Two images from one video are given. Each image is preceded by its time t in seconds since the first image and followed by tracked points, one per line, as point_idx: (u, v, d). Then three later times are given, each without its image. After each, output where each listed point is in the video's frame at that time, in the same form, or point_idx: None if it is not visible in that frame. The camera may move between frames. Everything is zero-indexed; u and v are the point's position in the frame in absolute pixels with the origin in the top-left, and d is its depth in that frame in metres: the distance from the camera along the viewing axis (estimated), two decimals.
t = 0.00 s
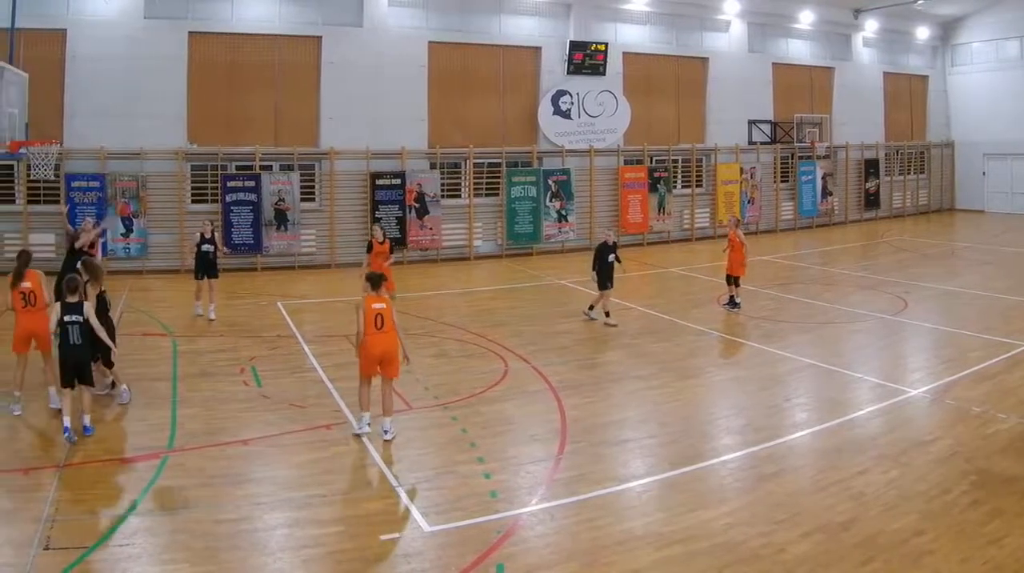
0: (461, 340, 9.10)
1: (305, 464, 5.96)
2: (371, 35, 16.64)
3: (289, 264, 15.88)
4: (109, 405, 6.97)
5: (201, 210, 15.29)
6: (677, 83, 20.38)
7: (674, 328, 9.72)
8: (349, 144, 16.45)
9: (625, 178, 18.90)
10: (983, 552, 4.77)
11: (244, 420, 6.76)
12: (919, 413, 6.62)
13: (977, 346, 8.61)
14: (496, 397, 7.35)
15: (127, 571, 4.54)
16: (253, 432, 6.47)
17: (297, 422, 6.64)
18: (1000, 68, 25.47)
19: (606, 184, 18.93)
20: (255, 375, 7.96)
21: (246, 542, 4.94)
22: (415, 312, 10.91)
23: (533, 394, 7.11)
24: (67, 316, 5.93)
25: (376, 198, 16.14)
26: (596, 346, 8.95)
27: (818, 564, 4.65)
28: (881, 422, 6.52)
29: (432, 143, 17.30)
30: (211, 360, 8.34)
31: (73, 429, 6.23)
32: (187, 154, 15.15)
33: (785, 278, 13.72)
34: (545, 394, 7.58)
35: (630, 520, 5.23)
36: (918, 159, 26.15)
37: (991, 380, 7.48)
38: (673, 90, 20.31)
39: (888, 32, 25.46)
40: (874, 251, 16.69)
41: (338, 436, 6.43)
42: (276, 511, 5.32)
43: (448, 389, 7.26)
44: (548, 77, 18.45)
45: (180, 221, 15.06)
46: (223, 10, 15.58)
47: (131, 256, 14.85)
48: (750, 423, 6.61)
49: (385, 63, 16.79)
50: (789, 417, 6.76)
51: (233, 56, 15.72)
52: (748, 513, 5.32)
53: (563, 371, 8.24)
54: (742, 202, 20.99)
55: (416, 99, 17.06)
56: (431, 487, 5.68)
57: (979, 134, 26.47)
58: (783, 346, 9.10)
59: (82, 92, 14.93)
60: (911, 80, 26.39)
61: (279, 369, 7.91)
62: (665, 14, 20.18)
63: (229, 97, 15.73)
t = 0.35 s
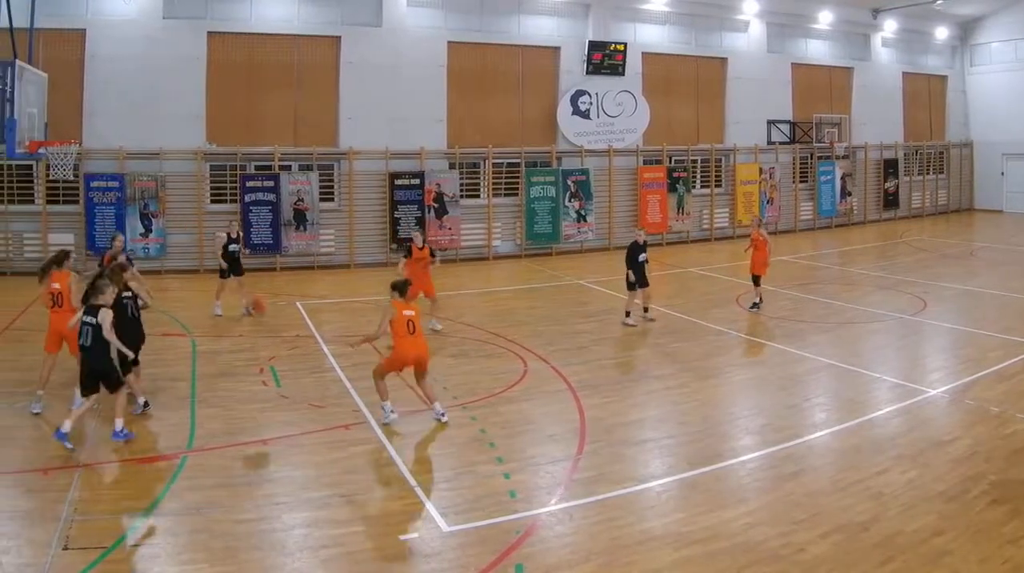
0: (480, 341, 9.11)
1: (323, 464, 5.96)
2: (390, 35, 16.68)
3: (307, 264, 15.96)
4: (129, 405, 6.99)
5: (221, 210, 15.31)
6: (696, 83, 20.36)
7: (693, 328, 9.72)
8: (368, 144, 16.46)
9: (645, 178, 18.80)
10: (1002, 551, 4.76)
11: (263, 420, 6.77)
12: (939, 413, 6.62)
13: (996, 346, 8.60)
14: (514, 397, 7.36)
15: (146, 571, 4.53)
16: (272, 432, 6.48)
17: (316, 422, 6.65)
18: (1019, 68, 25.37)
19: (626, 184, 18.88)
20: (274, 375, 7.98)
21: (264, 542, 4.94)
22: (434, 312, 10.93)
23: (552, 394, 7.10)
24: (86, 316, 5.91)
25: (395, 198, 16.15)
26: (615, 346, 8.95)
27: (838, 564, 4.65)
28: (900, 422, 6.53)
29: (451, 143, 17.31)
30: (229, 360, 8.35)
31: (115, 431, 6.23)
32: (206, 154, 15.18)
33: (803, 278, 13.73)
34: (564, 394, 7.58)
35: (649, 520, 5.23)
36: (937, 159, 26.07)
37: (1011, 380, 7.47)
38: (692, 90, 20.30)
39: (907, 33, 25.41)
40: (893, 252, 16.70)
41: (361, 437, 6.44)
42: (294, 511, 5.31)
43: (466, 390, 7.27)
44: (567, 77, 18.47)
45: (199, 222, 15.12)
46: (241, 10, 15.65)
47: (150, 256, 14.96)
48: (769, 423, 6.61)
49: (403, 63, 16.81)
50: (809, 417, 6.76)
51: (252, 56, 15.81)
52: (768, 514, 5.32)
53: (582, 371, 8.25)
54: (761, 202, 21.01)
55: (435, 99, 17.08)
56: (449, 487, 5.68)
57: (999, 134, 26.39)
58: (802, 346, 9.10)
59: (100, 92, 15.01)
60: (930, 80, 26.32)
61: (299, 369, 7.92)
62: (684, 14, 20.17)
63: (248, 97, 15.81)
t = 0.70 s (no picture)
0: (500, 341, 9.12)
1: (342, 464, 5.97)
2: (409, 35, 16.72)
3: (326, 265, 16.01)
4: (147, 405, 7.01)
5: (240, 210, 15.38)
6: (715, 83, 20.35)
7: (711, 328, 9.73)
8: (387, 144, 16.52)
9: (663, 178, 18.85)
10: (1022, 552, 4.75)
11: (282, 420, 6.78)
12: (958, 413, 6.62)
13: (1015, 346, 8.59)
14: (533, 397, 7.37)
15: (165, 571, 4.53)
16: (291, 432, 6.48)
17: (336, 422, 6.65)
18: None
19: (646, 184, 18.94)
20: (293, 375, 8.00)
21: (283, 542, 4.94)
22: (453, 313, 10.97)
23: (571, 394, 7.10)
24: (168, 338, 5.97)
25: (414, 198, 16.21)
26: (634, 346, 8.96)
27: (857, 564, 4.65)
28: (919, 422, 6.53)
29: (470, 143, 17.34)
30: (248, 361, 8.38)
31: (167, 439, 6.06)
32: (226, 154, 15.27)
33: (821, 278, 13.72)
34: (583, 394, 7.59)
35: (667, 520, 5.22)
36: (956, 159, 25.99)
37: None
38: (712, 90, 20.29)
39: (926, 32, 25.30)
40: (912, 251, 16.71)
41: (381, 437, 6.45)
42: (313, 511, 5.31)
43: (486, 390, 7.27)
44: (587, 77, 18.48)
45: (218, 222, 15.16)
46: (261, 10, 15.73)
47: (169, 256, 15.02)
48: (788, 423, 6.61)
49: (422, 63, 16.86)
50: (828, 417, 6.76)
51: (271, 56, 15.89)
52: (787, 513, 5.32)
53: (601, 371, 8.26)
54: (780, 201, 21.02)
55: (454, 99, 17.12)
56: (468, 487, 5.68)
57: (1019, 134, 26.28)
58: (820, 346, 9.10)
59: (120, 93, 15.12)
60: (950, 80, 26.18)
61: (318, 369, 7.93)
62: (704, 14, 20.16)
63: (267, 97, 15.89)
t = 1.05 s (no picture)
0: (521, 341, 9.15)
1: (362, 464, 5.97)
2: (429, 35, 16.77)
3: (347, 264, 16.09)
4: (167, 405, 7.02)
5: (261, 210, 15.48)
6: (735, 84, 20.30)
7: (731, 329, 9.75)
8: (408, 144, 16.60)
9: (683, 178, 18.83)
10: None
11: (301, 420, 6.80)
12: (979, 413, 6.61)
13: None
14: (553, 397, 7.38)
15: (186, 571, 4.53)
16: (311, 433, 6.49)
17: (356, 422, 6.66)
18: None
19: (665, 184, 18.92)
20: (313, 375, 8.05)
21: (303, 543, 4.93)
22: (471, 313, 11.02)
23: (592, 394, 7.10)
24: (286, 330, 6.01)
25: (435, 198, 16.31)
26: (654, 346, 8.97)
27: (877, 564, 4.65)
28: (939, 422, 6.53)
29: (491, 143, 17.39)
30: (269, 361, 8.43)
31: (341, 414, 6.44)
32: (246, 154, 15.36)
33: (841, 278, 13.70)
34: (604, 395, 7.59)
35: (688, 520, 5.22)
36: (977, 159, 25.81)
37: None
38: (732, 90, 20.23)
39: (947, 32, 25.10)
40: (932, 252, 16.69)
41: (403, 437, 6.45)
42: (333, 511, 5.31)
43: (506, 390, 7.29)
44: (606, 77, 18.49)
45: (238, 222, 15.29)
46: (281, 10, 15.82)
47: (190, 255, 15.08)
48: (808, 423, 6.61)
49: (441, 63, 16.89)
50: (848, 417, 6.76)
51: (292, 56, 15.98)
52: (808, 513, 5.31)
53: (622, 371, 8.27)
54: (800, 202, 20.94)
55: (474, 99, 17.16)
56: (489, 487, 5.68)
57: None
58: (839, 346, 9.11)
59: (140, 93, 15.24)
60: (971, 81, 25.96)
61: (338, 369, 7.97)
62: (724, 14, 20.12)
63: (287, 98, 15.98)
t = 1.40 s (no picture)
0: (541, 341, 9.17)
1: (381, 465, 5.97)
2: (448, 35, 16.81)
3: (365, 264, 16.11)
4: (185, 405, 7.02)
5: (279, 210, 15.49)
6: (754, 84, 20.29)
7: (750, 329, 9.76)
8: (426, 144, 16.65)
9: (702, 178, 18.83)
10: None
11: (319, 419, 6.82)
12: (998, 413, 6.60)
13: None
14: (573, 397, 7.40)
15: (205, 571, 4.53)
16: (329, 433, 6.51)
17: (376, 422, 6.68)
18: None
19: (685, 184, 18.92)
20: (333, 375, 8.11)
21: (322, 542, 4.93)
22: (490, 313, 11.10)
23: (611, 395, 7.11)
24: (359, 313, 6.43)
25: (454, 198, 16.29)
26: (673, 346, 8.98)
27: (897, 564, 4.64)
28: (959, 422, 6.53)
29: (510, 143, 17.42)
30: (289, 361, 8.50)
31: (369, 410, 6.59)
32: (265, 154, 15.36)
33: (860, 278, 13.72)
34: (623, 395, 7.60)
35: (707, 520, 5.21)
36: (996, 160, 25.66)
37: None
38: (751, 91, 20.23)
39: (966, 33, 24.99)
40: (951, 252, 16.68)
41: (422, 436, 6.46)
42: (352, 511, 5.31)
43: (524, 390, 7.31)
44: (625, 77, 18.51)
45: (257, 221, 15.30)
46: (301, 10, 15.88)
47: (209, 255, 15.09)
48: (827, 423, 6.61)
49: (460, 63, 16.93)
50: (867, 417, 6.76)
51: (311, 56, 16.03)
52: (827, 513, 5.31)
53: (642, 371, 8.28)
54: (819, 202, 20.84)
55: (493, 99, 17.20)
56: (509, 487, 5.68)
57: None
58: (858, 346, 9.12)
59: (159, 93, 15.33)
60: (990, 81, 25.86)
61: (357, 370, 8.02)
62: (743, 15, 20.13)
63: (307, 98, 16.05)
